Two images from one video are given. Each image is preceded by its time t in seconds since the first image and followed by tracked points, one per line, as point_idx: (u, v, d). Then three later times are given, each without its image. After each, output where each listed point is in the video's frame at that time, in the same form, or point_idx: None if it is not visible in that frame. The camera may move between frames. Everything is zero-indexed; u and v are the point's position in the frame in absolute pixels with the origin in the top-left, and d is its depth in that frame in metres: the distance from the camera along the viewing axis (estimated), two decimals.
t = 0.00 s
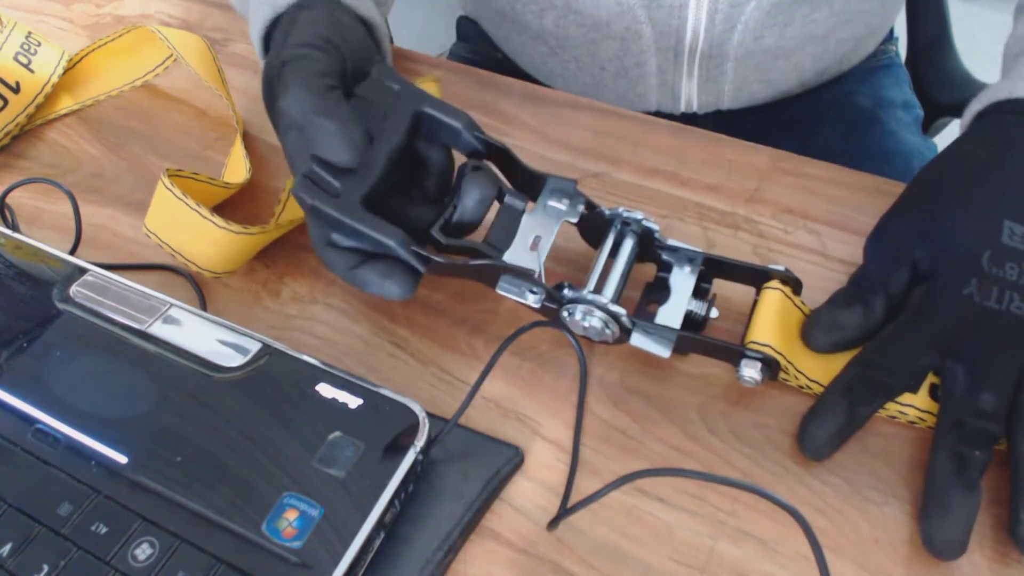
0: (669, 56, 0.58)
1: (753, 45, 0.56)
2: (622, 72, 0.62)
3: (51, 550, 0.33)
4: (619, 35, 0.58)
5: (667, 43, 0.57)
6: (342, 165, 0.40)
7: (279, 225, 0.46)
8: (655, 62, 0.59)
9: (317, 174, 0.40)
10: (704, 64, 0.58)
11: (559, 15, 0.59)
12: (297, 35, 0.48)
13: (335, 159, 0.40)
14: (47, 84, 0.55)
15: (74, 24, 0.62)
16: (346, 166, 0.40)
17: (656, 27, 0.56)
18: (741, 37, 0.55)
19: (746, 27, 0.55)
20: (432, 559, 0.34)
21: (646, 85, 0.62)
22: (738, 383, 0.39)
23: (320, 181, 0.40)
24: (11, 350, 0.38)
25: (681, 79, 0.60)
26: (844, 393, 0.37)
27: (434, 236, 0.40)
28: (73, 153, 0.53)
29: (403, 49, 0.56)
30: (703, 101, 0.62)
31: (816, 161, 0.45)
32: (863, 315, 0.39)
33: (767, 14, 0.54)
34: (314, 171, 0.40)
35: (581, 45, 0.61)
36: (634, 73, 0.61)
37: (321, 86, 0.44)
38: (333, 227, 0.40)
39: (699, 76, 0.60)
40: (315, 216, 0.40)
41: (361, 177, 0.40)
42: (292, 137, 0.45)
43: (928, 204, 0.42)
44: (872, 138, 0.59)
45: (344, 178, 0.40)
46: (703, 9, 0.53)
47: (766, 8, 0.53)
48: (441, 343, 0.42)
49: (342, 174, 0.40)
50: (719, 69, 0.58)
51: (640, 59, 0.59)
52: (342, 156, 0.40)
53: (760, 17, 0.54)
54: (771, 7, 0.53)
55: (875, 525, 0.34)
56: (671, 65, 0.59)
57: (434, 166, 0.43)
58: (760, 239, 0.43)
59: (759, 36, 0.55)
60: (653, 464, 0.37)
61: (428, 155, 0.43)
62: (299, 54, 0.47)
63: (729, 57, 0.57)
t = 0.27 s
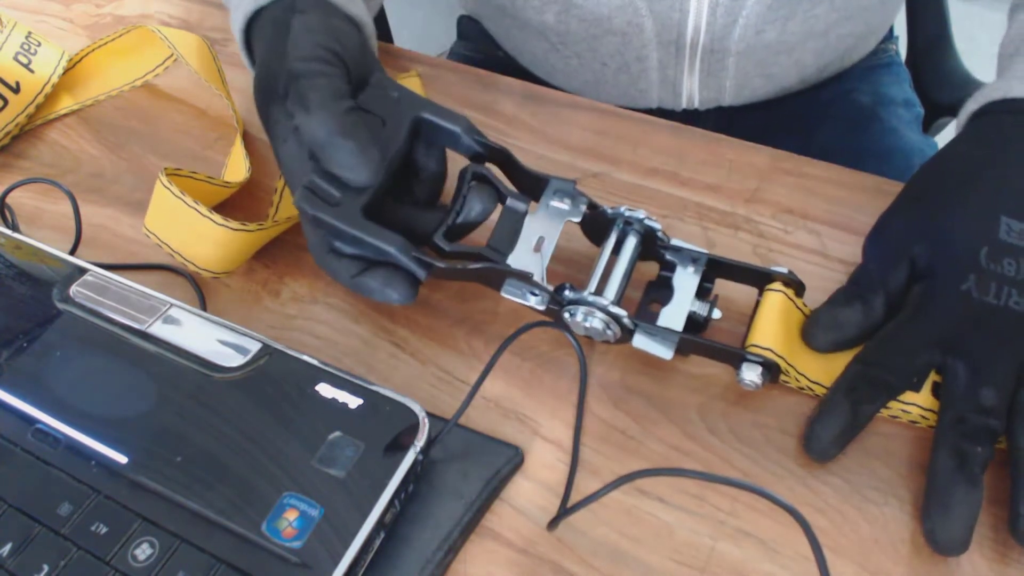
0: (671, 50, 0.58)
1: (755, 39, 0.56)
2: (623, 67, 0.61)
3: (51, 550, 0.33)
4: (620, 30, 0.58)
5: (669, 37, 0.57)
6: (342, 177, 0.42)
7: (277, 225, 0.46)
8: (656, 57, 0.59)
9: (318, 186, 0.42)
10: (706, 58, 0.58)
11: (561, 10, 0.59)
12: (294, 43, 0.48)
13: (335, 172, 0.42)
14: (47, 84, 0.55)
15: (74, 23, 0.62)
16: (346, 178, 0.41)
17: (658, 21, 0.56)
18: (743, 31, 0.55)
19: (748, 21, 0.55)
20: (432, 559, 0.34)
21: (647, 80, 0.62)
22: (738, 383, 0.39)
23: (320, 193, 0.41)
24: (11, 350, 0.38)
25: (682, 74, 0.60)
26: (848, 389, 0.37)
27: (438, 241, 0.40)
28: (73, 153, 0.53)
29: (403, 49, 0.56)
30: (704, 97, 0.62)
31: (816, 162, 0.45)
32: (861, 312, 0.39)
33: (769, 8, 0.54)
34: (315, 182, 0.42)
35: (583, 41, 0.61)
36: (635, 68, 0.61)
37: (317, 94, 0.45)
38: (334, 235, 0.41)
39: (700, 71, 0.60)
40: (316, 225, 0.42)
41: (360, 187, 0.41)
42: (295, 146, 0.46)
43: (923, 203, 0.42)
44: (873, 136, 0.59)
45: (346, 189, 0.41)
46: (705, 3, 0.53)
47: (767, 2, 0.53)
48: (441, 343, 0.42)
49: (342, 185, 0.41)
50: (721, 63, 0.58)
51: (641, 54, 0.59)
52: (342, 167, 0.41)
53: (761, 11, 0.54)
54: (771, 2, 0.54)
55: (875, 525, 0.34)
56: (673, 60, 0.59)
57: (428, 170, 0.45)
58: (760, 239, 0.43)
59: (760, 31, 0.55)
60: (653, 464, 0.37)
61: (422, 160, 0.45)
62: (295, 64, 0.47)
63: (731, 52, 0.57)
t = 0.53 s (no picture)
0: (675, 53, 0.58)
1: (760, 41, 0.56)
2: (628, 69, 0.61)
3: (51, 550, 0.33)
4: (624, 33, 0.58)
5: (673, 40, 0.57)
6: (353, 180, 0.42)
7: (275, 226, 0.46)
8: (662, 59, 0.59)
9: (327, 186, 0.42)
10: (711, 60, 0.58)
11: (565, 14, 0.58)
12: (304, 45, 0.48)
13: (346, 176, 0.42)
14: (47, 84, 0.55)
15: (74, 24, 0.62)
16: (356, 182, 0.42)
17: (663, 24, 0.56)
18: (749, 33, 0.55)
19: (753, 23, 0.55)
20: (432, 559, 0.34)
21: (652, 82, 0.62)
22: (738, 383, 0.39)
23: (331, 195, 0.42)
24: (11, 350, 0.38)
25: (687, 77, 0.60)
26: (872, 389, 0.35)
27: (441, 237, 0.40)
28: (73, 153, 0.53)
29: (403, 49, 0.56)
30: (707, 98, 0.62)
31: (816, 162, 0.45)
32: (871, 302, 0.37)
33: (774, 10, 0.54)
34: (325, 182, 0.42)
35: (588, 44, 0.60)
36: (641, 70, 0.61)
37: (330, 94, 0.45)
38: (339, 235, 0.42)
39: (704, 74, 0.60)
40: (321, 225, 0.42)
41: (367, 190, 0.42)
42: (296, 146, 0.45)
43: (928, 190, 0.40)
44: (875, 136, 0.59)
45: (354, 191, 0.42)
46: (710, 5, 0.53)
47: (772, 4, 0.53)
48: (441, 343, 0.42)
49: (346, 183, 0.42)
50: (726, 65, 0.58)
51: (646, 58, 0.59)
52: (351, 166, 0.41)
53: (766, 13, 0.54)
54: (777, 4, 0.53)
55: (875, 525, 0.34)
56: (677, 63, 0.59)
57: (428, 171, 0.44)
58: (760, 239, 0.43)
59: (765, 31, 0.55)
60: (653, 464, 0.37)
61: (425, 164, 0.44)
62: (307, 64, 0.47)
63: (736, 54, 0.57)
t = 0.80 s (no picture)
0: (672, 58, 0.58)
1: (756, 44, 0.56)
2: (625, 73, 0.61)
3: (51, 550, 0.33)
4: (621, 38, 0.58)
5: (670, 45, 0.57)
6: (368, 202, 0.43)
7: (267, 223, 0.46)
8: (658, 64, 0.59)
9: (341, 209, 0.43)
10: (708, 65, 0.58)
11: (561, 19, 0.59)
12: (307, 60, 0.47)
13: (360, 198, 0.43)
14: (47, 84, 0.55)
15: (74, 24, 0.62)
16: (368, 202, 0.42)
17: (659, 29, 0.56)
18: (745, 37, 0.55)
19: (749, 27, 0.55)
20: (432, 559, 0.34)
21: (648, 86, 0.62)
22: (737, 384, 0.39)
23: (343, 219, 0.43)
24: (11, 350, 0.38)
25: (684, 81, 0.60)
26: (888, 404, 0.35)
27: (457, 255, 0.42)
28: (73, 153, 0.53)
29: (401, 49, 0.56)
30: (706, 101, 0.63)
31: (816, 162, 0.45)
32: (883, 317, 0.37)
33: (770, 14, 0.54)
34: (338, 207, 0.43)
35: (585, 49, 0.61)
36: (638, 75, 0.61)
37: (338, 114, 0.45)
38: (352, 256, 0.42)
39: (701, 78, 0.60)
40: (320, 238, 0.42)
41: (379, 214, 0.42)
42: (289, 157, 0.43)
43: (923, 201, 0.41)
44: (874, 136, 0.59)
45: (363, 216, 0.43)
46: (707, 9, 0.53)
47: (768, 9, 0.54)
48: (441, 343, 0.42)
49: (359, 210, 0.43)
50: (722, 69, 0.58)
51: (642, 62, 0.59)
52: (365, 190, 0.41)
53: (762, 17, 0.54)
54: (774, 7, 0.54)
55: (875, 525, 0.34)
56: (674, 68, 0.59)
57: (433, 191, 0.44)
58: (760, 239, 0.43)
59: (761, 35, 0.56)
60: (653, 464, 0.37)
61: (431, 185, 0.44)
62: (311, 80, 0.46)
63: (732, 58, 0.57)
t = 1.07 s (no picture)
0: (675, 53, 0.58)
1: (759, 39, 0.56)
2: (627, 69, 0.61)
3: (51, 550, 0.33)
4: (623, 33, 0.58)
5: (673, 39, 0.57)
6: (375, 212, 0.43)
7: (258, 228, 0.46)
8: (661, 59, 0.59)
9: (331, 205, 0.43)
10: (710, 60, 0.58)
11: (562, 14, 0.58)
12: (336, 57, 0.47)
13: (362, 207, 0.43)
14: (47, 84, 0.55)
15: (74, 23, 0.62)
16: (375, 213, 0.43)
17: (662, 22, 0.56)
18: (748, 31, 0.56)
19: (752, 21, 0.55)
20: (432, 559, 0.34)
21: (650, 82, 0.62)
22: (737, 383, 0.39)
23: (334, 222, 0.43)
24: (11, 350, 0.38)
25: (687, 76, 0.60)
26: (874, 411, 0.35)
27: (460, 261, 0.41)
28: (73, 153, 0.53)
29: (402, 49, 0.56)
30: (707, 98, 0.62)
31: (816, 162, 0.45)
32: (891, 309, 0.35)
33: (773, 8, 0.54)
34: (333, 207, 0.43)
35: (587, 46, 0.60)
36: (640, 71, 0.61)
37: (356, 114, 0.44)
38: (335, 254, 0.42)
39: (704, 74, 0.60)
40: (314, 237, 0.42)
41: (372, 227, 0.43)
42: (290, 139, 0.44)
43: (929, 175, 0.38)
44: (874, 137, 0.59)
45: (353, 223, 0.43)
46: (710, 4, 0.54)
47: (770, 2, 0.54)
48: (441, 342, 0.42)
49: (364, 220, 0.43)
50: (725, 65, 0.59)
51: (645, 57, 0.59)
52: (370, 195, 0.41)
53: (765, 11, 0.54)
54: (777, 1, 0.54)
55: (875, 526, 0.34)
56: (677, 63, 0.59)
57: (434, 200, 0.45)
58: (761, 239, 0.43)
59: (764, 30, 0.56)
60: (653, 464, 0.37)
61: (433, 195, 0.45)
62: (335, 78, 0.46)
63: (735, 53, 0.57)
